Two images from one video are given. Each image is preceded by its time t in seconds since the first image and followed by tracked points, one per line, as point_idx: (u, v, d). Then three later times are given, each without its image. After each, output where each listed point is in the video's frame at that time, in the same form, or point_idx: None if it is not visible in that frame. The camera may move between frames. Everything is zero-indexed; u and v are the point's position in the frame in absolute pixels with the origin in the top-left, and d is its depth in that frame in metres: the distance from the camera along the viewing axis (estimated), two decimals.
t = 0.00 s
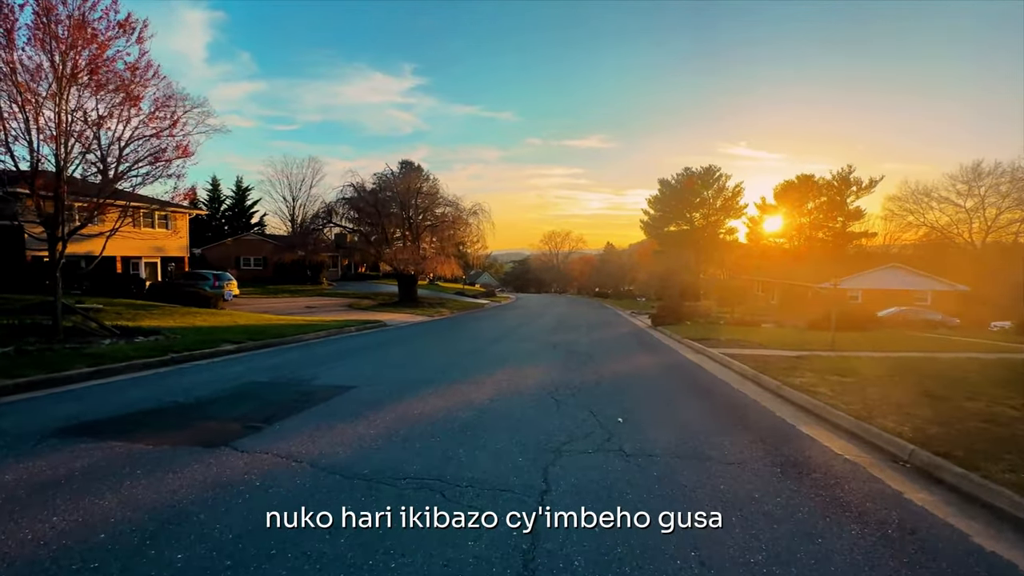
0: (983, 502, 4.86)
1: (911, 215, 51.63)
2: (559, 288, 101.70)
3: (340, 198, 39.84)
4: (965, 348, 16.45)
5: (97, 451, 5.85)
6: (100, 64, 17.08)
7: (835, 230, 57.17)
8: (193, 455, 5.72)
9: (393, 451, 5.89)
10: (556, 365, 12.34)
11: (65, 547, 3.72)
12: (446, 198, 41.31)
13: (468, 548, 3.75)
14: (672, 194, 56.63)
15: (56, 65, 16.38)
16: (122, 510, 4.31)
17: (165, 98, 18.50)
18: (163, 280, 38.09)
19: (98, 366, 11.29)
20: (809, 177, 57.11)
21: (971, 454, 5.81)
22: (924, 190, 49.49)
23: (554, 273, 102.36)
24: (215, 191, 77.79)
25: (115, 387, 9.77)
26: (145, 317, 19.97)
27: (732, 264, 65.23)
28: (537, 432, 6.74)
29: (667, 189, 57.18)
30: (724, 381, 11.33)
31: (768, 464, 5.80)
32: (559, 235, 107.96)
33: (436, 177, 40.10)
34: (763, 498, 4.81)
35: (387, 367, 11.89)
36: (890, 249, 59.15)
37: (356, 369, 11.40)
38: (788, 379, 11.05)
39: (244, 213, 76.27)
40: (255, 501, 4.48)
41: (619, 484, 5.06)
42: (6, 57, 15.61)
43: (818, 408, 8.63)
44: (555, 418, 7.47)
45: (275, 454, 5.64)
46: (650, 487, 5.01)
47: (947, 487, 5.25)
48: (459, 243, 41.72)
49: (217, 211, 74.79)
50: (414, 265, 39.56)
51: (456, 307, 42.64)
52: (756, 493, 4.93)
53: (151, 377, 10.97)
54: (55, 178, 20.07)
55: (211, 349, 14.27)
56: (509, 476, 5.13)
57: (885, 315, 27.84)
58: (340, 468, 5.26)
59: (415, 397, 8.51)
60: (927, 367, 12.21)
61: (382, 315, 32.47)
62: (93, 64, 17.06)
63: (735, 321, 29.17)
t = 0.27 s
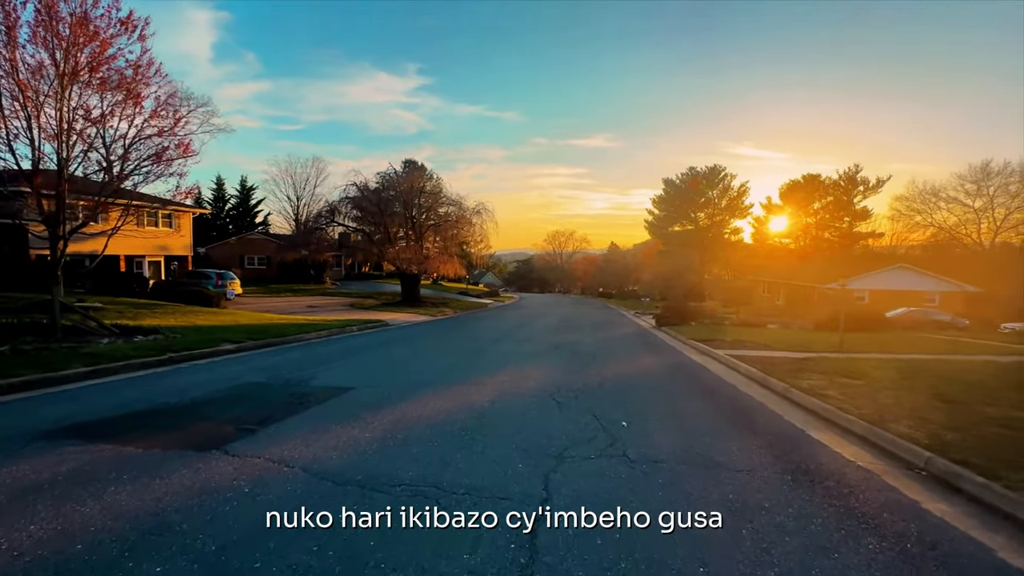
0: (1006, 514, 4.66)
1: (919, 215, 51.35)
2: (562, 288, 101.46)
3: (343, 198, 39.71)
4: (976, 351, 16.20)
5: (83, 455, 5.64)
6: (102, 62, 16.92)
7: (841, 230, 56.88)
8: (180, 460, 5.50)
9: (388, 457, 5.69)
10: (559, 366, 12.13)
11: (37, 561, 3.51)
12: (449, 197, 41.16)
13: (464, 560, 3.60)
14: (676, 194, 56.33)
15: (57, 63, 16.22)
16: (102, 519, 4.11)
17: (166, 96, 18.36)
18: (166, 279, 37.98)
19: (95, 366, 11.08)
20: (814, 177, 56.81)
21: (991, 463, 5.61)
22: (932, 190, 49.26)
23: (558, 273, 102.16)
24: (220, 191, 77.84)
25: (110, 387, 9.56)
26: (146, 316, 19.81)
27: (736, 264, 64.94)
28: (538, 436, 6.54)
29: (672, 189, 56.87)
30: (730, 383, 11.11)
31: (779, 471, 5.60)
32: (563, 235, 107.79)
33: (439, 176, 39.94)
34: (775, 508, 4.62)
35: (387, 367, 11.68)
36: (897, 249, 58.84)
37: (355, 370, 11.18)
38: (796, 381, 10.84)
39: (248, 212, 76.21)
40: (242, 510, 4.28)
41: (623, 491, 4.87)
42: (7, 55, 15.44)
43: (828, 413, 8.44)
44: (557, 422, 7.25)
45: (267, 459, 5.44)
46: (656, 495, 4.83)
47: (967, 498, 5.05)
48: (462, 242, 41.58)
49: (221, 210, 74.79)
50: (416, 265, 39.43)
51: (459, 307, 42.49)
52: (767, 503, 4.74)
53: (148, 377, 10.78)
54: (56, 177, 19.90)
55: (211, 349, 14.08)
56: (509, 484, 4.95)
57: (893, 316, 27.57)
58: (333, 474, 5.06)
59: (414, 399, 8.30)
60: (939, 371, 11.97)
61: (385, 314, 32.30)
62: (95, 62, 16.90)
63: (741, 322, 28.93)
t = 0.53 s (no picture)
0: None
1: (925, 215, 51.07)
2: (565, 288, 101.24)
3: (345, 197, 39.54)
4: (987, 352, 15.96)
5: (68, 460, 5.42)
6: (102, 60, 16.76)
7: (846, 230, 56.54)
8: (168, 465, 5.30)
9: (384, 463, 5.50)
10: (562, 368, 11.91)
11: None
12: (451, 196, 40.95)
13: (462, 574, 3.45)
14: (680, 193, 56.07)
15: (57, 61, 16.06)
16: (80, 530, 3.90)
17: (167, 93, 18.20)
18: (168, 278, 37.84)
19: (91, 366, 10.90)
20: (819, 177, 56.48)
21: (1014, 473, 5.42)
22: (938, 189, 49.00)
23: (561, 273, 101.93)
24: (223, 190, 77.85)
25: (104, 389, 9.36)
26: (145, 316, 19.64)
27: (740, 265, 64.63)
28: (541, 441, 6.33)
29: (675, 188, 56.62)
30: (737, 385, 10.90)
31: (792, 480, 5.40)
32: (566, 236, 107.58)
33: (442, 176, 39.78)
34: (790, 520, 4.41)
35: (387, 368, 11.46)
36: (902, 250, 58.56)
37: (354, 371, 10.97)
38: (804, 383, 10.64)
39: (252, 212, 76.09)
40: (228, 521, 4.06)
41: (628, 501, 4.69)
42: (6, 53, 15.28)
43: (838, 417, 8.25)
44: (560, 426, 7.05)
45: (257, 465, 5.22)
46: (663, 504, 4.64)
47: (991, 510, 4.86)
48: (465, 242, 41.39)
49: (225, 210, 74.77)
50: (418, 264, 39.09)
51: (461, 307, 42.28)
52: (782, 514, 4.54)
53: (143, 377, 10.58)
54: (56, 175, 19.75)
55: (209, 349, 13.89)
56: (509, 493, 4.76)
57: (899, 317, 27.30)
58: (325, 483, 4.86)
59: (412, 402, 8.09)
60: (949, 373, 11.73)
61: (387, 314, 32.09)
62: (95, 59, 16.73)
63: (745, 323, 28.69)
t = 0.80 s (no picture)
0: None
1: (928, 217, 50.80)
2: (566, 289, 101.00)
3: (345, 198, 39.36)
4: (994, 356, 15.71)
5: (47, 470, 5.19)
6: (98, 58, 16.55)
7: (849, 232, 56.23)
8: (150, 474, 5.04)
9: (377, 472, 5.28)
10: (563, 372, 11.66)
11: None
12: (452, 197, 40.73)
13: None
14: (682, 194, 55.84)
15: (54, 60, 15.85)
16: (50, 548, 3.67)
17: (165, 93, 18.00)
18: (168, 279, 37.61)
19: (82, 368, 10.65)
20: (822, 178, 56.21)
21: None
22: (942, 191, 48.74)
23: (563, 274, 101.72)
24: (225, 191, 77.76)
25: (93, 392, 9.11)
26: (141, 317, 19.40)
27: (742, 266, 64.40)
28: (540, 449, 6.10)
29: (677, 189, 56.38)
30: (742, 389, 10.67)
31: (804, 491, 5.18)
32: (568, 237, 107.33)
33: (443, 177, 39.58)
34: (802, 536, 4.20)
35: (384, 371, 11.22)
36: (905, 252, 58.29)
37: (351, 374, 10.71)
38: (811, 388, 10.41)
39: (252, 212, 75.84)
40: (209, 537, 3.83)
41: (630, 514, 4.49)
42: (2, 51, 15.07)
43: (848, 423, 8.00)
44: (560, 433, 6.81)
45: (244, 475, 4.98)
46: (669, 518, 4.44)
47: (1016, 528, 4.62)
48: (465, 243, 41.17)
49: (226, 210, 74.66)
50: (419, 265, 38.87)
51: (462, 308, 42.03)
52: (793, 529, 4.32)
53: (134, 380, 10.34)
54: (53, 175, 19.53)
55: (204, 351, 13.66)
56: (505, 506, 4.56)
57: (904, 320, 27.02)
58: (315, 494, 4.62)
59: (409, 408, 7.84)
60: (960, 378, 11.45)
61: (386, 315, 31.86)
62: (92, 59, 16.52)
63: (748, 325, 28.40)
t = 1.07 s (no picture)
0: None
1: (929, 218, 50.63)
2: (566, 290, 100.81)
3: (344, 198, 39.18)
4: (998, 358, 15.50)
5: (20, 478, 4.96)
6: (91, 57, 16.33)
7: (849, 232, 56.07)
8: (127, 482, 4.82)
9: (365, 479, 5.07)
10: (561, 374, 11.43)
11: None
12: (451, 198, 40.55)
13: None
14: (682, 195, 55.65)
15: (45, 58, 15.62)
16: (11, 564, 3.45)
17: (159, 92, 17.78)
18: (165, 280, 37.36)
19: (70, 371, 10.42)
20: (822, 178, 56.07)
21: None
22: (943, 191, 48.60)
23: (563, 275, 101.50)
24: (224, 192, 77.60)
25: (79, 395, 8.88)
26: (135, 318, 19.17)
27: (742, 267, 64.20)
28: (536, 455, 5.89)
29: (677, 190, 56.18)
30: (743, 392, 10.45)
31: (810, 499, 4.97)
32: (567, 238, 107.12)
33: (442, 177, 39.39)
34: (809, 548, 3.99)
35: (378, 374, 11.00)
36: (906, 253, 58.13)
37: (344, 377, 10.49)
38: (814, 391, 10.19)
39: (251, 213, 75.57)
40: (181, 551, 3.62)
41: (629, 525, 4.28)
42: None
43: (853, 427, 7.78)
44: (556, 438, 6.59)
45: (224, 483, 4.77)
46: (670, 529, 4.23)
47: None
48: (464, 244, 40.99)
49: (225, 211, 74.48)
50: (417, 266, 38.74)
51: (461, 309, 41.80)
52: (800, 541, 4.11)
53: (122, 383, 10.11)
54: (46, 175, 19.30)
55: (197, 353, 13.42)
56: (497, 516, 4.36)
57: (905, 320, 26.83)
58: (297, 505, 4.41)
59: (401, 411, 7.62)
60: (966, 381, 11.23)
61: (384, 317, 31.65)
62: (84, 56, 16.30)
63: (748, 326, 28.21)
